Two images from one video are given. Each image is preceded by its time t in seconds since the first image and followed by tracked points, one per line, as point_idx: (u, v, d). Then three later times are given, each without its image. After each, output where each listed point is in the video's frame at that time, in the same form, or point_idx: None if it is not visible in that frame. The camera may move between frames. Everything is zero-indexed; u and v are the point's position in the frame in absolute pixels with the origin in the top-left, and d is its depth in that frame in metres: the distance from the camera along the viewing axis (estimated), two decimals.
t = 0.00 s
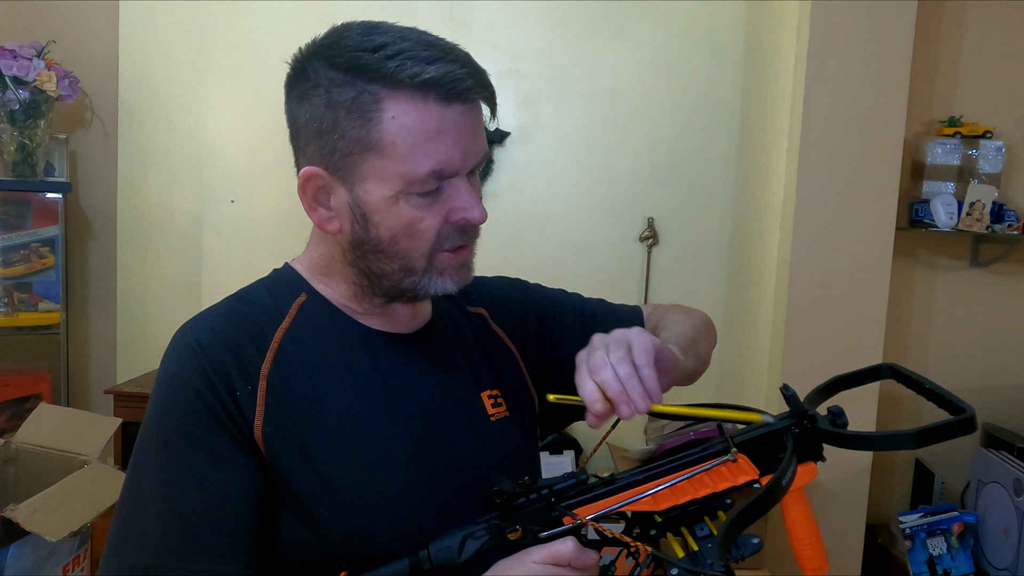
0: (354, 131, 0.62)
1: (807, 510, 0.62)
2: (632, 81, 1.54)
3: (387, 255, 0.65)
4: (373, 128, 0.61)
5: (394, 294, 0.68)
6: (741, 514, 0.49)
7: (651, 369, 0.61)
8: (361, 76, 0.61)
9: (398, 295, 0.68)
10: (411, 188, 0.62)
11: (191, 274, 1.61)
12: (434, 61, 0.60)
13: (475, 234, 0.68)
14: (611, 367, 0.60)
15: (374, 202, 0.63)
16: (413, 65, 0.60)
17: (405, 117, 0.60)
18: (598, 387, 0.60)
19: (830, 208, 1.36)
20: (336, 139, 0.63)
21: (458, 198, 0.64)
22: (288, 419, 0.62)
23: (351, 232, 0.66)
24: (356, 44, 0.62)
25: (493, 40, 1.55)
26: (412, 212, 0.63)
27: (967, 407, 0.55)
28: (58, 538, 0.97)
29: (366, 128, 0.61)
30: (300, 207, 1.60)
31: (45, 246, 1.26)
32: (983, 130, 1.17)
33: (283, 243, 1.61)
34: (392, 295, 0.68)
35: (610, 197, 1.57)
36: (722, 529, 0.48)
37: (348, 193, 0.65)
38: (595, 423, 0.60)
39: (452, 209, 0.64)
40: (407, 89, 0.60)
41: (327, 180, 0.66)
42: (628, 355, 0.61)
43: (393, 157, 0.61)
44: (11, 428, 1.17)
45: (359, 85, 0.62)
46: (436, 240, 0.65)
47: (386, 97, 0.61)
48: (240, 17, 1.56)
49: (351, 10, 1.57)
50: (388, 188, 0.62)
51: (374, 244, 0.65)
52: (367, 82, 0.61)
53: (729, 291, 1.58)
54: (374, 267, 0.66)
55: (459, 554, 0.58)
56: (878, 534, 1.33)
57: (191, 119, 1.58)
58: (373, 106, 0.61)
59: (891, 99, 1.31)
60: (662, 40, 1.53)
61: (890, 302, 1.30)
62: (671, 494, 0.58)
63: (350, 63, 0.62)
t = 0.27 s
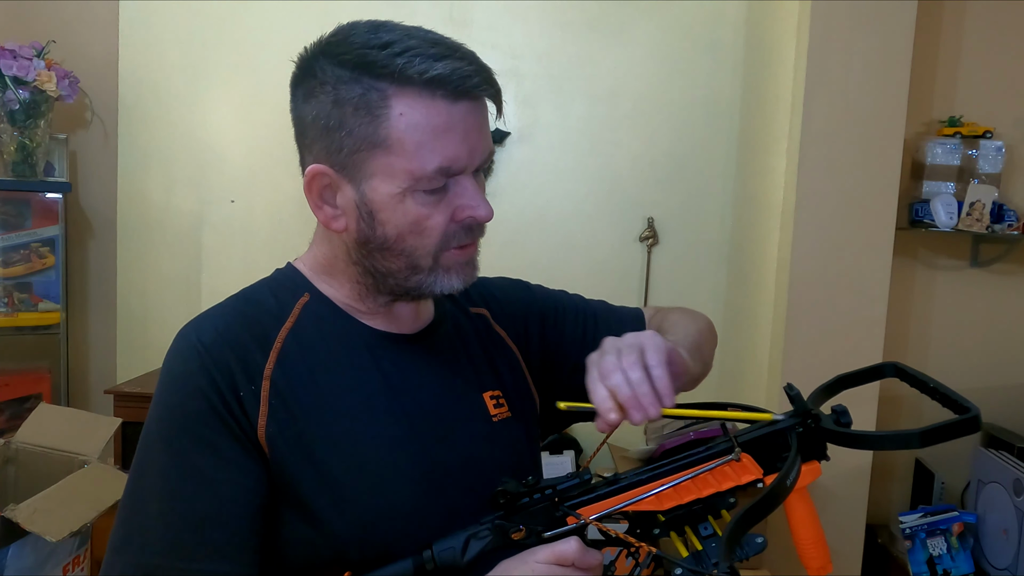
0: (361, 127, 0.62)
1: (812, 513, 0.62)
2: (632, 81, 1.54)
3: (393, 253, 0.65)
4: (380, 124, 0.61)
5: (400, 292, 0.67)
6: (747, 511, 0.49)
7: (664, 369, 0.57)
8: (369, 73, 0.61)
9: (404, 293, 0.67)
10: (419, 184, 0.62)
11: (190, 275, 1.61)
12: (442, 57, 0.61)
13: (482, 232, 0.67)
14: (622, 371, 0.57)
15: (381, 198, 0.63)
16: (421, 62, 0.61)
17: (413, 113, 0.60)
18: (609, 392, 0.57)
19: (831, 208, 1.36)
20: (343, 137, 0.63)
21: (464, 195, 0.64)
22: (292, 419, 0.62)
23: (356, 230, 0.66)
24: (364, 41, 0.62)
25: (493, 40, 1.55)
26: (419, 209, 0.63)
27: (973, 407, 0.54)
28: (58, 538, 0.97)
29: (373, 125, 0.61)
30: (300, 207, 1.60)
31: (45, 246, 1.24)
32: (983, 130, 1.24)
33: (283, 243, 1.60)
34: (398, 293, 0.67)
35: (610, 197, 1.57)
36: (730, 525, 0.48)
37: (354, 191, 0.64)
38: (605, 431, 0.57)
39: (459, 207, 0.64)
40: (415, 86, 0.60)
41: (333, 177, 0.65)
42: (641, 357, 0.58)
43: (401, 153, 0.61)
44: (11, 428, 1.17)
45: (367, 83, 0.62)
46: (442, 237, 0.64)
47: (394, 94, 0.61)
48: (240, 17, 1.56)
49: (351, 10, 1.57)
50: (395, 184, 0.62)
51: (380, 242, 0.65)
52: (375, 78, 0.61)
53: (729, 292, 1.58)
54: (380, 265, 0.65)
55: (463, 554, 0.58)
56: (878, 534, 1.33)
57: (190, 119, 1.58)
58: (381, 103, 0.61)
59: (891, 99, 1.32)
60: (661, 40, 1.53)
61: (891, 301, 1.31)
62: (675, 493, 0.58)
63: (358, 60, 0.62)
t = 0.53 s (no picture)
0: (361, 132, 0.62)
1: (812, 520, 0.63)
2: (632, 82, 1.54)
3: (390, 257, 0.65)
4: (379, 129, 0.61)
5: (397, 295, 0.67)
6: (750, 519, 0.49)
7: (731, 387, 0.63)
8: (369, 78, 0.61)
9: (401, 297, 0.67)
10: (417, 191, 0.62)
11: (190, 274, 1.61)
12: (444, 64, 0.60)
13: (480, 239, 0.67)
14: (696, 391, 0.62)
15: (378, 203, 0.63)
16: (423, 69, 0.60)
17: (413, 120, 0.60)
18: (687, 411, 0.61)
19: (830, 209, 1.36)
20: (342, 139, 0.63)
21: (463, 202, 0.64)
22: (292, 420, 0.63)
23: (354, 232, 0.66)
24: (367, 44, 0.62)
25: (493, 40, 1.55)
26: (417, 215, 0.63)
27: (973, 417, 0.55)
28: (58, 538, 0.97)
29: (372, 130, 0.61)
30: (299, 207, 1.60)
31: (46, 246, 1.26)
32: (983, 130, 1.14)
33: (282, 243, 1.60)
34: (395, 296, 0.68)
35: (610, 197, 1.57)
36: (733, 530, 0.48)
37: (353, 194, 0.65)
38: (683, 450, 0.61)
39: (457, 213, 0.64)
40: (415, 92, 0.60)
41: (332, 179, 0.66)
42: (707, 374, 0.64)
43: (399, 159, 0.61)
44: (11, 428, 1.17)
45: (367, 86, 0.61)
46: (440, 244, 0.64)
47: (394, 100, 0.60)
48: (240, 17, 1.56)
49: (350, 10, 1.57)
50: (393, 190, 0.62)
51: (378, 245, 0.65)
52: (376, 83, 0.61)
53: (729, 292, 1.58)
54: (377, 268, 0.66)
55: (464, 557, 0.57)
56: (878, 534, 1.33)
57: (190, 119, 1.58)
58: (381, 108, 0.61)
59: (891, 99, 1.32)
60: (662, 40, 1.53)
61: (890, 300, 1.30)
62: (675, 498, 0.58)
63: (360, 64, 0.61)
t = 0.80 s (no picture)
0: (364, 136, 0.62)
1: (813, 520, 0.63)
2: (632, 81, 1.54)
3: (388, 262, 0.65)
4: (383, 135, 0.61)
5: (395, 299, 0.68)
6: (754, 520, 0.49)
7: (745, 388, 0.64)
8: (376, 83, 0.61)
9: (398, 301, 0.67)
10: (416, 198, 0.62)
11: (190, 274, 1.61)
12: (450, 75, 0.60)
13: (479, 248, 0.67)
14: (712, 387, 0.62)
15: (378, 208, 0.63)
16: (430, 78, 0.60)
17: (416, 129, 0.60)
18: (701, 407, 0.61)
19: (831, 208, 1.36)
20: (346, 142, 0.63)
21: (464, 211, 0.64)
22: (294, 419, 0.63)
23: (354, 235, 0.66)
24: (376, 51, 0.61)
25: (493, 40, 1.55)
26: (416, 222, 0.63)
27: (979, 421, 0.54)
28: (58, 538, 0.97)
29: (376, 135, 0.61)
30: (299, 207, 1.60)
31: (46, 246, 1.27)
32: (984, 131, 1.20)
33: (283, 243, 1.60)
34: (392, 301, 0.68)
35: (611, 197, 1.57)
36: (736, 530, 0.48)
37: (354, 196, 0.64)
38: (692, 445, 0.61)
39: (457, 222, 0.64)
40: (420, 102, 0.60)
41: (334, 180, 0.65)
42: (725, 375, 0.64)
43: (400, 167, 0.61)
44: (11, 428, 1.17)
45: (374, 92, 0.61)
46: (438, 251, 0.64)
47: (399, 107, 0.60)
48: (240, 17, 1.56)
49: (351, 10, 1.57)
50: (394, 196, 0.62)
51: (377, 250, 0.65)
52: (382, 90, 0.61)
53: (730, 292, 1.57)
54: (375, 272, 0.66)
55: (466, 557, 0.56)
56: (878, 534, 1.33)
57: (191, 119, 1.58)
58: (385, 115, 0.61)
59: (891, 99, 1.32)
60: (662, 40, 1.53)
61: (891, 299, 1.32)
62: (678, 499, 0.59)
63: (368, 69, 0.61)
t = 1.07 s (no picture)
0: (366, 137, 0.62)
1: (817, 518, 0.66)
2: (632, 81, 1.54)
3: (389, 263, 0.65)
4: (385, 137, 0.61)
5: (394, 300, 0.68)
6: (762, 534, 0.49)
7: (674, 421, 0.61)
8: (380, 85, 0.61)
9: (398, 302, 0.68)
10: (417, 201, 0.62)
11: (190, 275, 1.61)
12: (454, 79, 0.60)
13: (479, 251, 0.67)
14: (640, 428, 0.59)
15: (379, 209, 0.63)
16: (433, 81, 0.60)
17: (419, 131, 0.60)
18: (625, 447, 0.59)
19: (831, 208, 1.35)
20: (349, 142, 0.63)
21: (465, 214, 0.64)
22: (296, 418, 0.63)
23: (355, 234, 0.66)
24: (381, 53, 0.61)
25: (493, 40, 1.55)
26: (417, 224, 0.63)
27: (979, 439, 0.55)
28: (58, 538, 0.97)
29: (378, 136, 0.61)
30: (299, 207, 1.60)
31: (46, 246, 1.27)
32: (983, 130, 1.23)
33: (283, 243, 1.60)
34: (392, 301, 0.68)
35: (611, 197, 1.57)
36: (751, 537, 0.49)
37: (355, 196, 0.64)
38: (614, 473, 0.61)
39: (458, 224, 0.64)
40: (424, 104, 0.60)
41: (336, 179, 0.65)
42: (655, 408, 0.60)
43: (402, 168, 0.61)
44: (11, 428, 1.17)
45: (377, 93, 0.61)
46: (438, 253, 0.64)
47: (402, 109, 0.60)
48: (240, 17, 1.56)
49: (351, 11, 1.57)
50: (394, 197, 0.62)
51: (377, 250, 0.65)
52: (386, 91, 0.61)
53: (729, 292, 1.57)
54: (376, 272, 0.66)
55: (469, 561, 0.58)
56: (878, 534, 1.34)
57: (190, 119, 1.58)
58: (388, 116, 0.61)
59: (891, 99, 1.32)
60: (661, 40, 1.53)
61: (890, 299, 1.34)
62: (682, 510, 0.61)
63: (372, 70, 0.61)
